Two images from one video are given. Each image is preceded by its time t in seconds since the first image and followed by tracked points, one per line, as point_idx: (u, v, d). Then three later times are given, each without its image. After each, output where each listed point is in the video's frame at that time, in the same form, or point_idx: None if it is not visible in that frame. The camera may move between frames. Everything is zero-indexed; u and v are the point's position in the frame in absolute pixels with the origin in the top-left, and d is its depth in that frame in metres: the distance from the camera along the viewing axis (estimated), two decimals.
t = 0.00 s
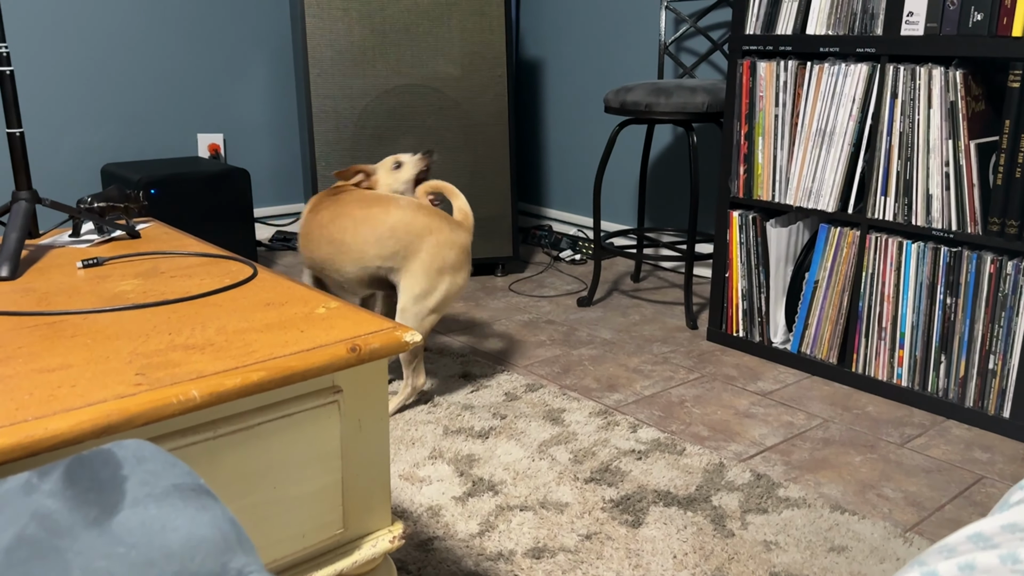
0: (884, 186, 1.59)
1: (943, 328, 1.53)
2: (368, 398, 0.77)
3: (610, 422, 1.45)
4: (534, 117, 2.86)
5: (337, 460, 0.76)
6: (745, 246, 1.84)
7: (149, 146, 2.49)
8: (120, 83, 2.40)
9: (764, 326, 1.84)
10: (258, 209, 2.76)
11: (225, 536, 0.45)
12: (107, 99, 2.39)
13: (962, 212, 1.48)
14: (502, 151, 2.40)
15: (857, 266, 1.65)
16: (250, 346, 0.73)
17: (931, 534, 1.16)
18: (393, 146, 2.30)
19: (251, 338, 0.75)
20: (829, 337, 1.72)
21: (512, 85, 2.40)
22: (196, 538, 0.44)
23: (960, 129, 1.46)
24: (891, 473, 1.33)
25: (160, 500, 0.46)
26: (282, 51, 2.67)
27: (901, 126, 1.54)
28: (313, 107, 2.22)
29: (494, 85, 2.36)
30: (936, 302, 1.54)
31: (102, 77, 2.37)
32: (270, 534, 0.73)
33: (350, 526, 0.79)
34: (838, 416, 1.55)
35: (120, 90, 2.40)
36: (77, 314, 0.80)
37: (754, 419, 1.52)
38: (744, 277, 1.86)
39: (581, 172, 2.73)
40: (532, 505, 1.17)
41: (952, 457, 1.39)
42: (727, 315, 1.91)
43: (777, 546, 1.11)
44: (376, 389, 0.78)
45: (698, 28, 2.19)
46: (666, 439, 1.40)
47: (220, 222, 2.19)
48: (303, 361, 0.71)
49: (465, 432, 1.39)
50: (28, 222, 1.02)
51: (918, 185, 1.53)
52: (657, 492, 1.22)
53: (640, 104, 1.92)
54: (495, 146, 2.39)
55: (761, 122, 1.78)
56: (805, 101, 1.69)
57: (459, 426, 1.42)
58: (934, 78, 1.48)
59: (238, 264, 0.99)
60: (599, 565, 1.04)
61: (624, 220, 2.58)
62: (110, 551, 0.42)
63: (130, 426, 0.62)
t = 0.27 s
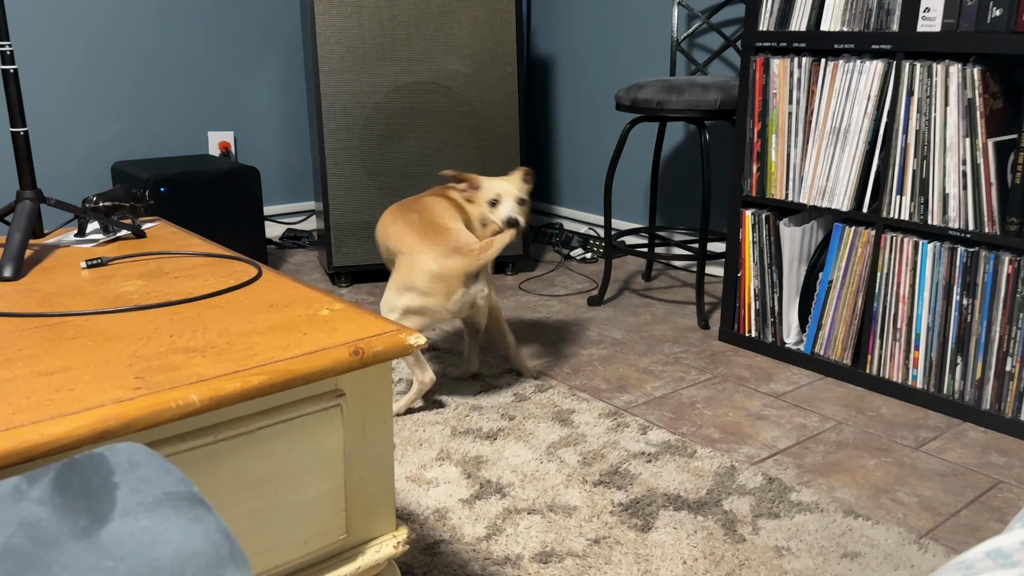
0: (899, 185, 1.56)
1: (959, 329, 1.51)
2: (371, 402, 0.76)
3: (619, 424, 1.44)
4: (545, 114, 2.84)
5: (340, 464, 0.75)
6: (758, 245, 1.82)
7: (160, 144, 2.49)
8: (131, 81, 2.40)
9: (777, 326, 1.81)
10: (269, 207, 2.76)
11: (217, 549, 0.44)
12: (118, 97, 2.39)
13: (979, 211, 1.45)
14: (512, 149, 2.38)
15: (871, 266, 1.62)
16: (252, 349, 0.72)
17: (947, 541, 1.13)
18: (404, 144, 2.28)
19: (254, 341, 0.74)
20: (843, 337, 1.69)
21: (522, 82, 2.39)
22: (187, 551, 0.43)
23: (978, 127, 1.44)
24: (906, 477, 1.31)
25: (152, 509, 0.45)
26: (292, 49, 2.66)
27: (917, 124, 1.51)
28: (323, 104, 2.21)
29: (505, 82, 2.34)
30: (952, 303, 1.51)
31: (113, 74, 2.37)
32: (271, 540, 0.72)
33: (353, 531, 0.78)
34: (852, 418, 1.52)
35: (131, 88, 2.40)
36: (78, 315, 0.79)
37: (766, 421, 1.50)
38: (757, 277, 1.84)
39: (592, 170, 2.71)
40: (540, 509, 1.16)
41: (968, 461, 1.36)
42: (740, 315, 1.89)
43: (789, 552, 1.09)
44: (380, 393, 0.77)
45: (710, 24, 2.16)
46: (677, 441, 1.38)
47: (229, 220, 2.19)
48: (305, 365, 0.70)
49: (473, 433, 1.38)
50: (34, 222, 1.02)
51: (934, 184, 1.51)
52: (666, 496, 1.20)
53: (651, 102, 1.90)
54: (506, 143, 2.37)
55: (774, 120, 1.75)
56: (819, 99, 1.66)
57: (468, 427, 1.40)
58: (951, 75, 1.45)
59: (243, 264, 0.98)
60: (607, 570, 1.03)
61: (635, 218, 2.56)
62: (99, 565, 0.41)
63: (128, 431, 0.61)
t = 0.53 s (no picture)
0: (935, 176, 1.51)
1: (996, 325, 1.45)
2: (388, 401, 0.74)
3: (643, 421, 1.40)
4: (568, 105, 2.80)
5: (355, 465, 0.73)
6: (786, 238, 1.77)
7: (181, 136, 2.49)
8: (152, 72, 2.40)
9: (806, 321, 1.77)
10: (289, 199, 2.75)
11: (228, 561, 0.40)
12: (139, 88, 2.39)
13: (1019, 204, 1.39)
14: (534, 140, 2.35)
15: (904, 260, 1.57)
16: (264, 346, 0.70)
17: (983, 546, 1.09)
18: (424, 135, 2.26)
19: (267, 338, 0.72)
20: (874, 333, 1.64)
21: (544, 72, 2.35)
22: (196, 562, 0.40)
23: (1017, 116, 1.38)
24: (940, 479, 1.26)
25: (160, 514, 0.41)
26: (312, 39, 2.64)
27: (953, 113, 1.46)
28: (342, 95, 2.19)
29: (526, 72, 2.31)
30: (988, 298, 1.46)
31: (134, 66, 2.37)
32: (282, 543, 0.70)
33: (370, 534, 0.76)
34: (883, 416, 1.48)
35: (152, 80, 2.40)
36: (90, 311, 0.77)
37: (794, 419, 1.46)
38: (785, 271, 1.80)
39: (615, 160, 2.67)
40: (561, 509, 1.13)
41: (1006, 462, 1.31)
42: (767, 310, 1.84)
43: (819, 556, 1.05)
44: (395, 391, 0.74)
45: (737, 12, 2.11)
46: (702, 439, 1.35)
47: (249, 212, 2.18)
48: (318, 364, 0.67)
49: (494, 430, 1.36)
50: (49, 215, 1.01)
51: (971, 175, 1.45)
52: (692, 497, 1.17)
53: (676, 91, 1.85)
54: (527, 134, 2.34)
55: (804, 109, 1.70)
56: (851, 87, 1.61)
57: (488, 424, 1.38)
58: (989, 62, 1.39)
59: (259, 258, 0.96)
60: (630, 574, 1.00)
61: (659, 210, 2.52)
62: None
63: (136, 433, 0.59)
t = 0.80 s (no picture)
0: (962, 172, 1.45)
1: None
2: (389, 409, 0.71)
3: (659, 424, 1.37)
4: (587, 97, 2.76)
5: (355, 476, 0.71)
6: (809, 235, 1.72)
7: (197, 129, 2.48)
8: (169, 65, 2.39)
9: (828, 320, 1.72)
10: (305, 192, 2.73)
11: None
12: (155, 81, 2.38)
13: None
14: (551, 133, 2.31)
15: (931, 258, 1.52)
16: (260, 352, 0.68)
17: (1011, 559, 1.04)
18: (439, 128, 2.23)
19: (264, 343, 0.69)
20: (899, 333, 1.59)
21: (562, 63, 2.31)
22: None
23: None
24: (967, 487, 1.22)
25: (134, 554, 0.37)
26: (329, 32, 2.62)
27: (983, 107, 1.40)
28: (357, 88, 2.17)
29: (544, 63, 2.27)
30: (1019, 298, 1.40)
31: (150, 60, 2.36)
32: (280, 556, 0.68)
33: (370, 547, 0.73)
34: (908, 420, 1.43)
35: (168, 73, 2.39)
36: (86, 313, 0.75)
37: (816, 422, 1.42)
38: (807, 269, 1.75)
39: (634, 154, 2.63)
40: (573, 515, 1.10)
41: None
42: (788, 308, 1.80)
43: (839, 568, 1.01)
44: (397, 398, 0.72)
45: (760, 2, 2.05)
46: (720, 443, 1.31)
47: (264, 207, 2.16)
48: (315, 372, 0.64)
49: (505, 431, 1.33)
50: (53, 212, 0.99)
51: (1001, 172, 1.39)
52: (708, 504, 1.14)
53: (696, 84, 1.81)
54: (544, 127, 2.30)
55: (828, 102, 1.65)
56: (876, 80, 1.56)
57: (499, 425, 1.35)
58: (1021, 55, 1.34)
59: (262, 258, 0.94)
60: None
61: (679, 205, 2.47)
62: None
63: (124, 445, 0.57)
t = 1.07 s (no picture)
0: (947, 159, 1.44)
1: (1008, 317, 1.39)
2: (344, 400, 0.69)
3: (636, 413, 1.35)
4: (572, 82, 2.72)
5: (308, 469, 0.68)
6: (792, 223, 1.70)
7: (176, 112, 2.44)
8: (146, 47, 2.34)
9: (811, 309, 1.70)
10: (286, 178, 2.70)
11: None
12: (133, 63, 2.34)
13: None
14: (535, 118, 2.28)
15: (914, 247, 1.50)
16: (209, 340, 0.65)
17: (988, 551, 1.03)
18: (421, 113, 2.20)
19: (214, 332, 0.67)
20: (882, 322, 1.58)
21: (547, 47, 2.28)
22: None
23: None
24: (945, 478, 1.20)
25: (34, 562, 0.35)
26: (310, 14, 2.58)
27: (968, 93, 1.38)
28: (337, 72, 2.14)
29: (528, 48, 2.23)
30: (1001, 288, 1.39)
31: (127, 40, 2.31)
32: (228, 551, 0.66)
33: (327, 542, 0.71)
34: (889, 410, 1.42)
35: (147, 53, 2.35)
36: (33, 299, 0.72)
37: (796, 412, 1.40)
38: (790, 257, 1.73)
39: (620, 140, 2.60)
40: (546, 507, 1.08)
41: (1015, 461, 1.25)
42: (771, 297, 1.78)
43: (814, 561, 1.00)
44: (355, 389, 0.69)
45: None
46: (698, 433, 1.29)
47: (242, 191, 2.13)
48: (264, 361, 0.62)
49: (480, 421, 1.31)
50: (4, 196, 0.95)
51: (985, 158, 1.38)
52: (683, 495, 1.12)
53: (681, 68, 1.78)
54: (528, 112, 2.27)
55: (812, 88, 1.63)
56: (861, 65, 1.53)
57: (474, 415, 1.33)
58: (1008, 39, 1.32)
59: (223, 243, 0.91)
60: None
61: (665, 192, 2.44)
62: None
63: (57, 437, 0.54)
